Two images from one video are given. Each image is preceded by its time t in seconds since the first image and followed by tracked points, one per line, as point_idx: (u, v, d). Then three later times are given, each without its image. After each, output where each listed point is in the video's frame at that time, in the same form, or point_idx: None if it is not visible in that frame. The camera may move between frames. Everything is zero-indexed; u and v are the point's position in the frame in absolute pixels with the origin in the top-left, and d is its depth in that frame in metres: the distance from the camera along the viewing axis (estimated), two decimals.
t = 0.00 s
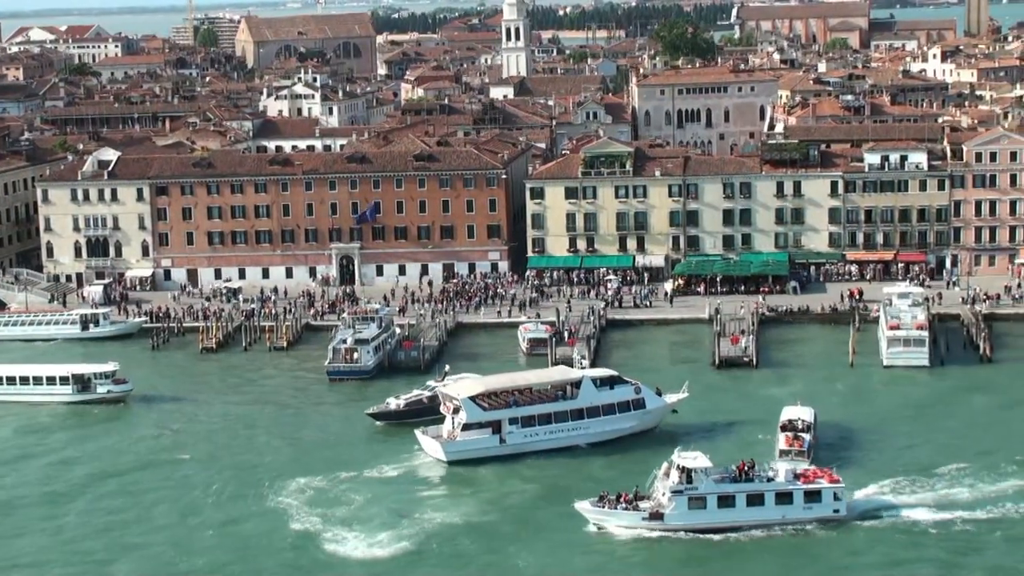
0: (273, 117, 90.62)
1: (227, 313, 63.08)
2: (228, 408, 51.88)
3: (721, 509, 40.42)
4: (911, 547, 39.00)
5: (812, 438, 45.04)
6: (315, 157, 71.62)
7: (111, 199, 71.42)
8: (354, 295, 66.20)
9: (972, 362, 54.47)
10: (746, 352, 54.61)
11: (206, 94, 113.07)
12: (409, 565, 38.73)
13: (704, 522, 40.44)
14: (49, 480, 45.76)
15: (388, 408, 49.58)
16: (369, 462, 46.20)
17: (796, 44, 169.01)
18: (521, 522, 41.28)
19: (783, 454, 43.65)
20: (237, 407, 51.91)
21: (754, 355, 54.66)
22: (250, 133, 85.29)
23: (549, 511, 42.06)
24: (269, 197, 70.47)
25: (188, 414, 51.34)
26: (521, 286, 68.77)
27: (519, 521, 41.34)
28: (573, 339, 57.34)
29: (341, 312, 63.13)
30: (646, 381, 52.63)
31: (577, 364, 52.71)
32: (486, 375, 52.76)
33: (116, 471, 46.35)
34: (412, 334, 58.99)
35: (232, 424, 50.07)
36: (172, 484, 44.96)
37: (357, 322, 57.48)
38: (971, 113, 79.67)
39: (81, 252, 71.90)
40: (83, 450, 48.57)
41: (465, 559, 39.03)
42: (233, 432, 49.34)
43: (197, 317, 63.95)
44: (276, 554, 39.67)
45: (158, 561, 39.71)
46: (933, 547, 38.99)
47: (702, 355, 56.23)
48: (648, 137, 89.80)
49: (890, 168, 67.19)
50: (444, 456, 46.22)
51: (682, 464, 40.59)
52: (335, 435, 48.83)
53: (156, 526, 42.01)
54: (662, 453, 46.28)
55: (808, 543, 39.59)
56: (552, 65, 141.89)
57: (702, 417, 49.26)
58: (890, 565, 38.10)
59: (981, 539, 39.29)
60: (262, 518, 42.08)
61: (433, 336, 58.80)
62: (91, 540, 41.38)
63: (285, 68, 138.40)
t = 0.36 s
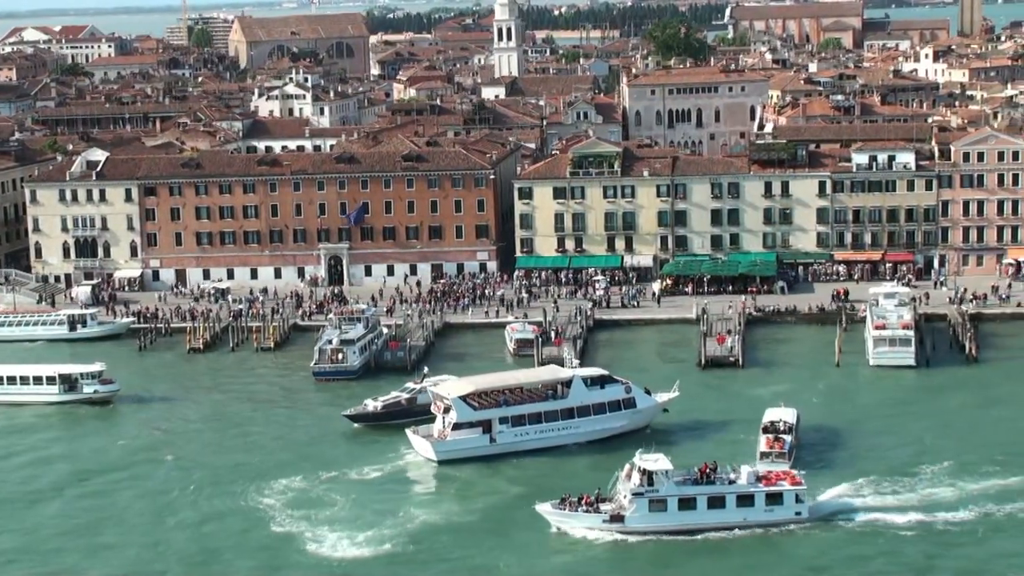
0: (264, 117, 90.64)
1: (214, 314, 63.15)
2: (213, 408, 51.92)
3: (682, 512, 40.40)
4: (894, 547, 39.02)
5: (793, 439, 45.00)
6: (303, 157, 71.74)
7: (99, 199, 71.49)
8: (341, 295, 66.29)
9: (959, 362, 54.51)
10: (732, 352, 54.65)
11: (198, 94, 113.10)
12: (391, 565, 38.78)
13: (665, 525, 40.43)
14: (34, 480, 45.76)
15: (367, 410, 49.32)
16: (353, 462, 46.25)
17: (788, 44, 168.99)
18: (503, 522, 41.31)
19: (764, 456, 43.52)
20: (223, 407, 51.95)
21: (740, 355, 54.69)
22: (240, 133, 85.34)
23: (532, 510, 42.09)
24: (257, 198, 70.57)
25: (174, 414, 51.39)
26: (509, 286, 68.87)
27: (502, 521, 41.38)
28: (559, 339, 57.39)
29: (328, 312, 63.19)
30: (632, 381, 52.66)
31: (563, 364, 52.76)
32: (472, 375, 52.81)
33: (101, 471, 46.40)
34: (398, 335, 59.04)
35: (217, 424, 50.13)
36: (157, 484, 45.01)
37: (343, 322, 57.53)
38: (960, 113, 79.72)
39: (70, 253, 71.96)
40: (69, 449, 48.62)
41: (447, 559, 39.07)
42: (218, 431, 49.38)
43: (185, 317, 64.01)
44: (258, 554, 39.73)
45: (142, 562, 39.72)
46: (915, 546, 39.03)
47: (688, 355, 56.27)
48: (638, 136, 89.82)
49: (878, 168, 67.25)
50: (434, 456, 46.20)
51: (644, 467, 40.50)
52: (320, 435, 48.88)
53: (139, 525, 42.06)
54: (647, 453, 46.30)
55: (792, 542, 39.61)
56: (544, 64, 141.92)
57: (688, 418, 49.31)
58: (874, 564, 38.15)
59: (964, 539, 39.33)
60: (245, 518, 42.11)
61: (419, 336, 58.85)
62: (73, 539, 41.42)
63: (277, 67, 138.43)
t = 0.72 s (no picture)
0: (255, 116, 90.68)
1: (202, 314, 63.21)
2: (199, 407, 51.97)
3: (643, 513, 40.32)
4: (877, 546, 39.07)
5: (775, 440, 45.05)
6: (291, 157, 71.81)
7: (88, 199, 71.54)
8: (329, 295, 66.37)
9: (945, 362, 54.61)
10: (718, 352, 54.70)
11: (190, 94, 113.12)
12: (373, 565, 38.82)
13: (626, 527, 40.35)
14: (18, 480, 45.80)
15: (344, 411, 49.30)
16: (338, 462, 46.28)
17: (782, 44, 169.03)
18: (486, 522, 41.36)
19: (744, 457, 43.73)
20: (209, 407, 52.00)
21: (726, 354, 54.74)
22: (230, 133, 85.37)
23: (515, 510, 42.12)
24: (246, 198, 70.67)
25: (160, 414, 51.43)
26: (497, 286, 68.94)
27: (484, 521, 41.42)
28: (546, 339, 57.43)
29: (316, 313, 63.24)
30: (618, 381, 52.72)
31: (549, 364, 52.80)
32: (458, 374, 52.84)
33: (85, 470, 46.44)
34: (385, 335, 59.08)
35: (203, 424, 50.16)
36: (141, 484, 45.04)
37: (330, 321, 57.58)
38: (950, 113, 79.82)
39: (59, 253, 71.96)
40: (54, 449, 48.66)
41: (429, 559, 39.11)
42: (204, 431, 49.42)
43: (172, 317, 64.05)
44: (239, 554, 39.76)
45: (124, 562, 39.75)
46: (898, 546, 39.06)
47: (675, 355, 56.32)
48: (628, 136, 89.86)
49: (867, 168, 67.34)
50: (426, 454, 46.22)
51: (605, 468, 40.40)
52: (305, 435, 48.91)
53: (122, 526, 42.11)
54: (632, 452, 46.35)
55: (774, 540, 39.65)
56: (537, 64, 141.92)
57: (673, 417, 49.35)
58: (855, 563, 38.19)
59: (947, 539, 39.36)
60: (228, 518, 42.15)
61: (406, 336, 58.91)
62: (56, 540, 41.46)
63: (270, 67, 138.44)
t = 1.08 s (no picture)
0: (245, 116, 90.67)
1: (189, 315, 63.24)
2: (186, 408, 51.98)
3: (603, 514, 40.35)
4: (860, 544, 39.13)
5: (757, 441, 44.96)
6: (280, 157, 71.86)
7: (76, 199, 71.57)
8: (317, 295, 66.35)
9: (931, 361, 54.68)
10: (704, 351, 54.78)
11: (182, 93, 113.10)
12: (356, 564, 38.87)
13: (587, 528, 40.39)
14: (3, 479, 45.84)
15: (320, 413, 49.25)
16: (323, 461, 46.33)
17: (775, 43, 168.98)
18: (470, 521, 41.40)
19: (724, 458, 43.71)
20: (196, 407, 52.02)
21: (713, 353, 54.81)
22: (220, 133, 85.41)
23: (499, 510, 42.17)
24: (234, 198, 70.70)
25: (148, 414, 51.47)
26: (486, 285, 68.97)
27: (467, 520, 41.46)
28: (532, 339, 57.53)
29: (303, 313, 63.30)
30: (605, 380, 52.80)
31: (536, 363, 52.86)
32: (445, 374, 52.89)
33: (71, 470, 46.48)
34: (372, 335, 59.17)
35: (189, 424, 50.22)
36: (127, 484, 45.09)
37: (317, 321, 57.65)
38: (939, 112, 79.87)
39: (47, 253, 71.94)
40: (40, 448, 48.70)
41: (412, 559, 39.15)
42: (190, 431, 49.46)
43: (160, 317, 64.05)
44: (223, 554, 39.80)
45: (108, 563, 39.77)
46: (881, 544, 39.12)
47: (662, 354, 56.39)
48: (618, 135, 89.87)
49: (855, 167, 67.48)
50: (417, 453, 46.29)
51: (566, 468, 40.36)
52: (291, 434, 48.97)
53: (107, 525, 42.17)
54: (618, 451, 46.41)
55: (757, 538, 39.70)
56: (530, 63, 141.85)
57: (659, 415, 49.43)
58: (838, 561, 38.21)
59: (931, 538, 39.40)
60: (212, 518, 42.19)
61: (393, 336, 59.02)
62: (40, 540, 41.51)
63: (262, 66, 138.40)
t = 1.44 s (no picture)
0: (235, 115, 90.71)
1: (176, 314, 63.25)
2: (172, 407, 51.99)
3: (564, 514, 40.40)
4: (842, 543, 39.14)
5: (738, 443, 44.92)
6: (268, 156, 71.89)
7: (64, 198, 71.60)
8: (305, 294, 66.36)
9: (916, 360, 54.71)
10: (691, 350, 54.83)
11: (174, 93, 113.14)
12: (337, 564, 38.89)
13: (547, 528, 40.42)
14: None
15: (296, 414, 49.15)
16: (308, 460, 46.35)
17: (768, 42, 169.04)
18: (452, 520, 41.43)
19: (703, 459, 43.73)
20: (182, 406, 52.04)
21: (699, 352, 54.86)
22: (210, 131, 85.44)
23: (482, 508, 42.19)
24: (222, 197, 70.74)
25: (133, 413, 51.49)
26: (474, 284, 69.02)
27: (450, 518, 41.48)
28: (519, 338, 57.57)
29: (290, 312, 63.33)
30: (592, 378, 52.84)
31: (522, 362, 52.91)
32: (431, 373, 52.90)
33: (55, 469, 46.49)
34: (359, 334, 59.20)
35: (175, 423, 50.23)
36: (110, 483, 45.10)
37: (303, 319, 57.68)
38: (927, 111, 79.99)
39: (35, 252, 71.95)
40: (25, 448, 48.71)
41: (395, 558, 39.17)
42: (175, 430, 49.47)
43: (147, 315, 64.07)
44: (205, 554, 39.81)
45: (89, 563, 39.76)
46: (863, 543, 39.14)
47: (649, 353, 56.44)
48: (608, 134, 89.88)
49: (842, 165, 67.57)
50: (408, 450, 46.35)
51: (526, 469, 40.48)
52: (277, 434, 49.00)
53: (90, 524, 42.18)
54: (603, 450, 46.45)
55: (740, 536, 39.73)
56: (522, 61, 141.93)
57: (645, 414, 49.45)
58: (819, 559, 38.23)
59: (913, 536, 39.42)
60: (195, 517, 42.20)
61: (381, 335, 59.05)
62: (23, 539, 41.53)
63: (255, 65, 138.49)
